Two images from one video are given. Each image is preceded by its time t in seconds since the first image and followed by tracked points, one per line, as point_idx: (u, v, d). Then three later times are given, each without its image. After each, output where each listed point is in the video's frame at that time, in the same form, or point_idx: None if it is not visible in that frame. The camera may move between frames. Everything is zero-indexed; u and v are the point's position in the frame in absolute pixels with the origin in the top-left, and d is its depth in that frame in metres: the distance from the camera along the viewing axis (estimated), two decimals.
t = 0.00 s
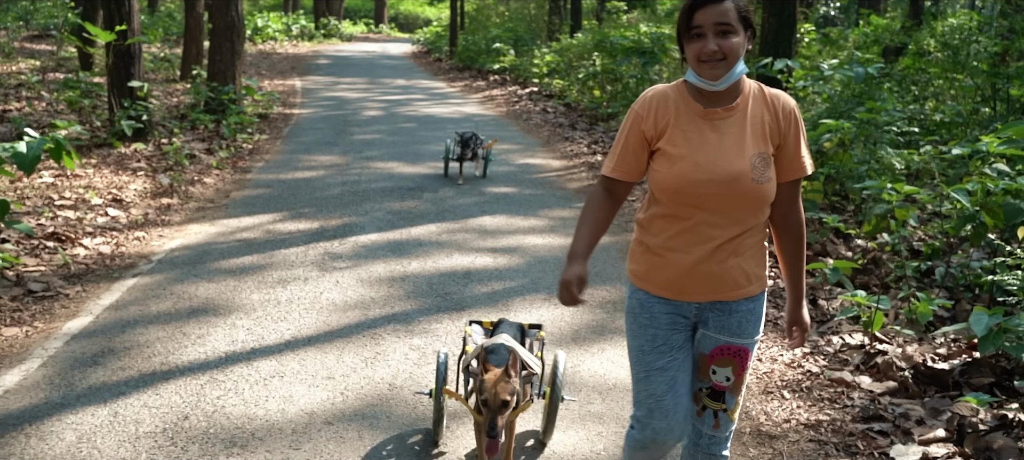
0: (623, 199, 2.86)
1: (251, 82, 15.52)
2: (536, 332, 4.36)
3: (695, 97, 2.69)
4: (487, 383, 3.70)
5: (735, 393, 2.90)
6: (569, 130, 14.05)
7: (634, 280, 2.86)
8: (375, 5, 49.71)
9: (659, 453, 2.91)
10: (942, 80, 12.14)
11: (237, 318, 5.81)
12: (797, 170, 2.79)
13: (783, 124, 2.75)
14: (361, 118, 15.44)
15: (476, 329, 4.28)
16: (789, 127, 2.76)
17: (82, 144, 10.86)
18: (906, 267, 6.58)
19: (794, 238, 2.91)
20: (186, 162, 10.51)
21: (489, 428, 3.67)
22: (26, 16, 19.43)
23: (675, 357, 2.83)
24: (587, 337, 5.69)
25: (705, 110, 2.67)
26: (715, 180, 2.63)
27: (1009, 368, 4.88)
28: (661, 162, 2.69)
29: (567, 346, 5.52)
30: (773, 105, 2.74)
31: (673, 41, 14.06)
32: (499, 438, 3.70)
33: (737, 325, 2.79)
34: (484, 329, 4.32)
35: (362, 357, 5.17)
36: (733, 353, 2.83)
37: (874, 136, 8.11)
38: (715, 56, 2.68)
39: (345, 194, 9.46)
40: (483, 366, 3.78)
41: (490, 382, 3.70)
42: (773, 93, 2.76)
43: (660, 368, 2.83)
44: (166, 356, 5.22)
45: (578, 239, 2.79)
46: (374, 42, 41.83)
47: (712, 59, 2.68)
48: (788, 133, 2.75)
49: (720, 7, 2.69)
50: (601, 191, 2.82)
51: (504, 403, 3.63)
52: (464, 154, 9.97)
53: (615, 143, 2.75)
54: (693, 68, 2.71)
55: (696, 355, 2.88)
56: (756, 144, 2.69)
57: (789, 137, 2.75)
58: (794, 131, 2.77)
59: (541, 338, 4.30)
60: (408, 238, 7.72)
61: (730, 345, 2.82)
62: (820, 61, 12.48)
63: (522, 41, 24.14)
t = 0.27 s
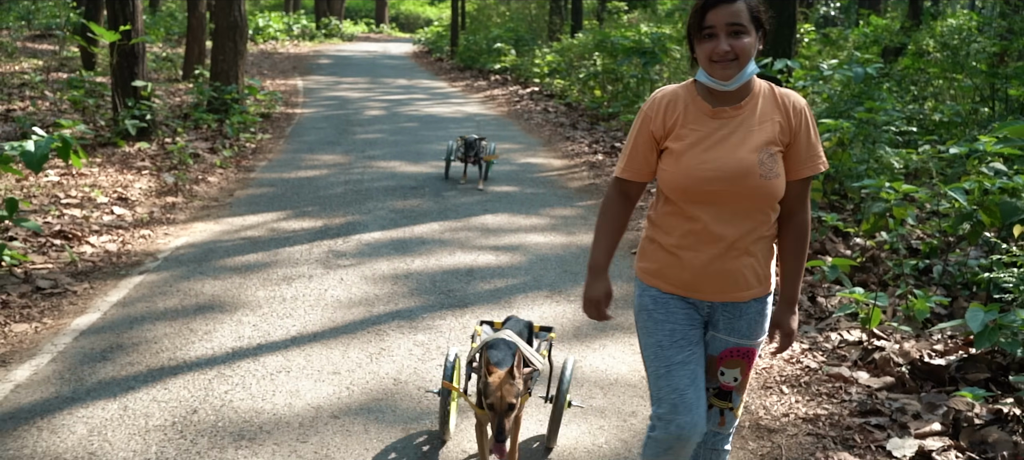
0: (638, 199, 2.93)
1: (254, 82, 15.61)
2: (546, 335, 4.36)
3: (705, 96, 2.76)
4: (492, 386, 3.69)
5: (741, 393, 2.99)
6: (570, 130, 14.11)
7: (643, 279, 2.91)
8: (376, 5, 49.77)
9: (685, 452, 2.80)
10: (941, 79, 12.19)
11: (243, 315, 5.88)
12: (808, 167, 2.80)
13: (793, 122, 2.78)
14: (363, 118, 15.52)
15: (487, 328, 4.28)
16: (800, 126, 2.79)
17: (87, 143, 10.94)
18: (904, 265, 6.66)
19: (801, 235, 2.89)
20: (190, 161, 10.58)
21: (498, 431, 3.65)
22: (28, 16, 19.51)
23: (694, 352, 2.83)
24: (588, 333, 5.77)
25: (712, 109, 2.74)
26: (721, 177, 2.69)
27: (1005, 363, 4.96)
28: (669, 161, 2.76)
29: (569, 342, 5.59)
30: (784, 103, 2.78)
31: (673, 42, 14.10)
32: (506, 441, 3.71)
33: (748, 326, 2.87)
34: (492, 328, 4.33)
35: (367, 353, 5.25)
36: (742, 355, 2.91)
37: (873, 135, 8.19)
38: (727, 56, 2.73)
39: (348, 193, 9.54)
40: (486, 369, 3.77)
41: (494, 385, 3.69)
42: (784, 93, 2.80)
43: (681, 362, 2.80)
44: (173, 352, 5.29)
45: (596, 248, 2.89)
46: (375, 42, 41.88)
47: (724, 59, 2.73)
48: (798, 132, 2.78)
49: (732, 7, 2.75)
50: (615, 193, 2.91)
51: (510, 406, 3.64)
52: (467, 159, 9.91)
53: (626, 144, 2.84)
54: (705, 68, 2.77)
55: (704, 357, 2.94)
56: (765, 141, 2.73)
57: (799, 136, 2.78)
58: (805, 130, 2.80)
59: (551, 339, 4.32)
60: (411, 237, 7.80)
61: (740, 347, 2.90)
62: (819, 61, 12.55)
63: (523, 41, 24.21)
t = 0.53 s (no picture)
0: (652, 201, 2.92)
1: (257, 82, 15.70)
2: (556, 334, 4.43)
3: (717, 97, 2.77)
4: (496, 397, 3.60)
5: (745, 390, 3.13)
6: (572, 129, 14.21)
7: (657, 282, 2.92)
8: (377, 6, 49.86)
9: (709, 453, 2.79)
10: (940, 79, 12.28)
11: (250, 310, 5.97)
12: (820, 165, 2.80)
13: (804, 121, 2.79)
14: (365, 117, 15.61)
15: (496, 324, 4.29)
16: (811, 125, 2.79)
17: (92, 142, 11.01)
18: (902, 262, 6.76)
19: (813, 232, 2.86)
20: (195, 159, 10.67)
21: (504, 444, 3.55)
22: (31, 16, 19.60)
23: (713, 352, 2.85)
24: (591, 327, 5.86)
25: (724, 109, 2.75)
26: (733, 177, 2.70)
27: (1000, 357, 5.07)
28: (681, 162, 2.77)
29: (572, 337, 5.68)
30: (795, 104, 2.79)
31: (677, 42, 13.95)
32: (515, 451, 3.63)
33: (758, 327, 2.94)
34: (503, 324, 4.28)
35: (373, 347, 5.34)
36: (749, 354, 3.00)
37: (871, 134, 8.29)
38: (740, 58, 2.74)
39: (352, 191, 9.64)
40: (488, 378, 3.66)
41: (498, 396, 3.59)
42: (795, 93, 2.81)
43: (702, 361, 2.82)
44: (183, 345, 5.38)
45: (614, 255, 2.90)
46: (376, 42, 41.96)
47: (738, 61, 2.74)
48: (809, 131, 2.78)
49: (746, 10, 2.77)
50: (631, 196, 2.86)
51: (516, 417, 3.55)
52: (473, 154, 9.83)
53: (638, 148, 2.84)
54: (717, 71, 2.77)
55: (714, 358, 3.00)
56: (776, 140, 2.73)
57: (810, 134, 2.78)
58: (817, 129, 2.80)
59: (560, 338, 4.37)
60: (415, 234, 7.89)
61: (748, 347, 2.98)
62: (819, 61, 12.64)
63: (524, 41, 24.30)
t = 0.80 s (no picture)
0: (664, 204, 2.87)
1: (260, 80, 15.81)
2: (566, 332, 4.42)
3: (729, 100, 2.71)
4: (501, 407, 3.56)
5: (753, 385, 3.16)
6: (573, 128, 14.31)
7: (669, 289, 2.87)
8: (378, 5, 49.97)
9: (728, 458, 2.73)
10: (939, 78, 12.37)
11: (258, 303, 6.07)
12: (833, 167, 2.73)
13: (817, 123, 2.73)
14: (368, 116, 15.71)
15: (507, 316, 4.37)
16: (824, 127, 2.73)
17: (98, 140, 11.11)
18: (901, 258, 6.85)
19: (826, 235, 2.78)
20: (200, 157, 10.76)
21: (509, 453, 3.58)
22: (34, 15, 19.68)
23: (728, 356, 2.79)
24: (593, 320, 5.96)
25: (737, 113, 2.68)
26: (748, 181, 2.64)
27: (995, 349, 5.20)
28: (694, 167, 2.72)
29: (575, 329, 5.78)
30: (808, 107, 2.72)
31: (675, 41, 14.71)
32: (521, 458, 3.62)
33: (769, 329, 2.89)
34: (514, 318, 4.36)
35: (380, 339, 5.43)
36: (759, 354, 2.99)
37: (870, 131, 8.38)
38: (754, 60, 2.67)
39: (356, 188, 9.74)
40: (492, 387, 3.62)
41: (503, 406, 3.56)
42: (807, 95, 2.75)
43: (717, 367, 2.76)
44: (192, 338, 5.47)
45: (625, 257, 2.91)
46: (377, 42, 42.08)
47: (751, 63, 2.67)
48: (821, 133, 2.73)
49: (760, 12, 2.69)
50: (645, 199, 2.83)
51: (522, 427, 3.54)
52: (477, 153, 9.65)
53: (650, 152, 2.80)
54: (730, 74, 2.71)
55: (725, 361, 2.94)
56: (790, 144, 2.68)
57: (821, 137, 2.73)
58: (830, 132, 2.74)
59: (570, 336, 4.37)
60: (419, 229, 7.98)
61: (758, 348, 2.95)
62: (819, 60, 12.72)
63: (526, 40, 24.40)
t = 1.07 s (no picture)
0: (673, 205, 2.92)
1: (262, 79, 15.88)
2: (570, 330, 4.47)
3: (739, 103, 2.73)
4: (506, 411, 3.56)
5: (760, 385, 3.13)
6: (574, 126, 14.39)
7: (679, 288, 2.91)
8: (379, 6, 50.03)
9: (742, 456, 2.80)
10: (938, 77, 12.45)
11: (264, 297, 6.16)
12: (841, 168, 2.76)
13: (826, 124, 2.76)
14: (370, 114, 15.79)
15: (513, 310, 4.43)
16: (832, 128, 2.76)
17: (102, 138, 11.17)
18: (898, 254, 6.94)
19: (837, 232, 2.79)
20: (204, 154, 10.83)
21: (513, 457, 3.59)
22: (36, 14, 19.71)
23: (740, 358, 2.85)
24: (595, 314, 6.05)
25: (747, 116, 2.70)
26: (761, 185, 2.67)
27: (991, 342, 5.33)
28: (706, 171, 2.74)
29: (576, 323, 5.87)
30: (816, 108, 2.75)
31: (676, 41, 14.34)
32: None
33: (779, 329, 2.93)
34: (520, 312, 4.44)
35: (385, 332, 5.53)
36: (770, 355, 3.00)
37: (868, 129, 8.46)
38: (764, 61, 2.69)
39: (359, 185, 9.82)
40: (498, 390, 3.62)
41: (507, 410, 3.56)
42: (815, 96, 2.77)
43: (729, 369, 2.82)
44: (200, 331, 5.55)
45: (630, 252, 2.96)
46: (378, 42, 42.16)
47: (761, 64, 2.70)
48: (830, 134, 2.76)
49: (770, 13, 2.71)
50: (655, 199, 2.87)
51: (525, 434, 3.54)
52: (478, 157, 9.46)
53: (660, 154, 2.82)
54: (740, 77, 2.72)
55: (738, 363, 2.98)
56: (800, 147, 2.71)
57: (830, 137, 2.76)
58: (837, 132, 2.77)
59: (575, 335, 4.41)
60: (423, 226, 8.06)
61: (769, 350, 2.97)
62: (819, 59, 12.80)
63: (527, 40, 24.47)
